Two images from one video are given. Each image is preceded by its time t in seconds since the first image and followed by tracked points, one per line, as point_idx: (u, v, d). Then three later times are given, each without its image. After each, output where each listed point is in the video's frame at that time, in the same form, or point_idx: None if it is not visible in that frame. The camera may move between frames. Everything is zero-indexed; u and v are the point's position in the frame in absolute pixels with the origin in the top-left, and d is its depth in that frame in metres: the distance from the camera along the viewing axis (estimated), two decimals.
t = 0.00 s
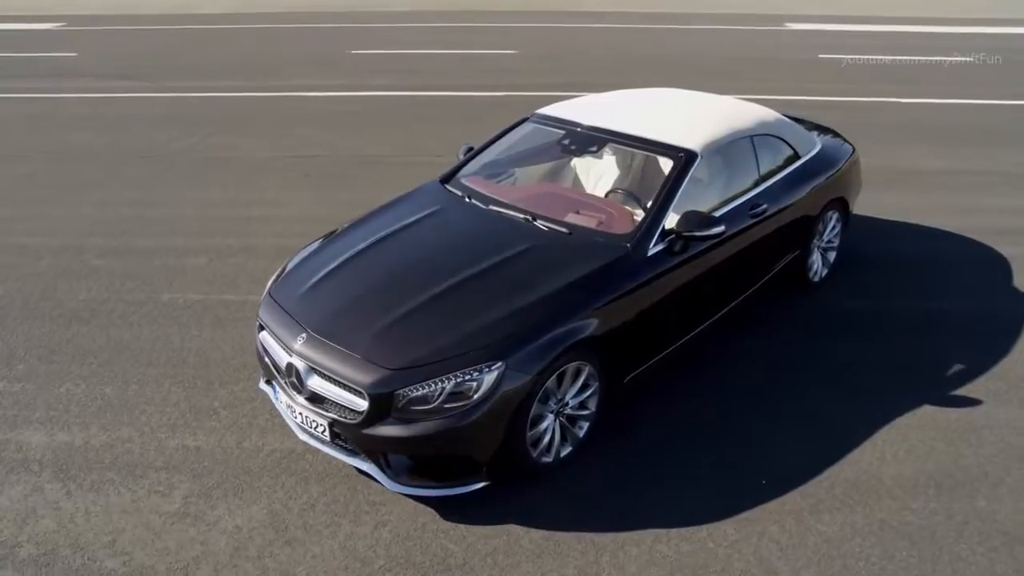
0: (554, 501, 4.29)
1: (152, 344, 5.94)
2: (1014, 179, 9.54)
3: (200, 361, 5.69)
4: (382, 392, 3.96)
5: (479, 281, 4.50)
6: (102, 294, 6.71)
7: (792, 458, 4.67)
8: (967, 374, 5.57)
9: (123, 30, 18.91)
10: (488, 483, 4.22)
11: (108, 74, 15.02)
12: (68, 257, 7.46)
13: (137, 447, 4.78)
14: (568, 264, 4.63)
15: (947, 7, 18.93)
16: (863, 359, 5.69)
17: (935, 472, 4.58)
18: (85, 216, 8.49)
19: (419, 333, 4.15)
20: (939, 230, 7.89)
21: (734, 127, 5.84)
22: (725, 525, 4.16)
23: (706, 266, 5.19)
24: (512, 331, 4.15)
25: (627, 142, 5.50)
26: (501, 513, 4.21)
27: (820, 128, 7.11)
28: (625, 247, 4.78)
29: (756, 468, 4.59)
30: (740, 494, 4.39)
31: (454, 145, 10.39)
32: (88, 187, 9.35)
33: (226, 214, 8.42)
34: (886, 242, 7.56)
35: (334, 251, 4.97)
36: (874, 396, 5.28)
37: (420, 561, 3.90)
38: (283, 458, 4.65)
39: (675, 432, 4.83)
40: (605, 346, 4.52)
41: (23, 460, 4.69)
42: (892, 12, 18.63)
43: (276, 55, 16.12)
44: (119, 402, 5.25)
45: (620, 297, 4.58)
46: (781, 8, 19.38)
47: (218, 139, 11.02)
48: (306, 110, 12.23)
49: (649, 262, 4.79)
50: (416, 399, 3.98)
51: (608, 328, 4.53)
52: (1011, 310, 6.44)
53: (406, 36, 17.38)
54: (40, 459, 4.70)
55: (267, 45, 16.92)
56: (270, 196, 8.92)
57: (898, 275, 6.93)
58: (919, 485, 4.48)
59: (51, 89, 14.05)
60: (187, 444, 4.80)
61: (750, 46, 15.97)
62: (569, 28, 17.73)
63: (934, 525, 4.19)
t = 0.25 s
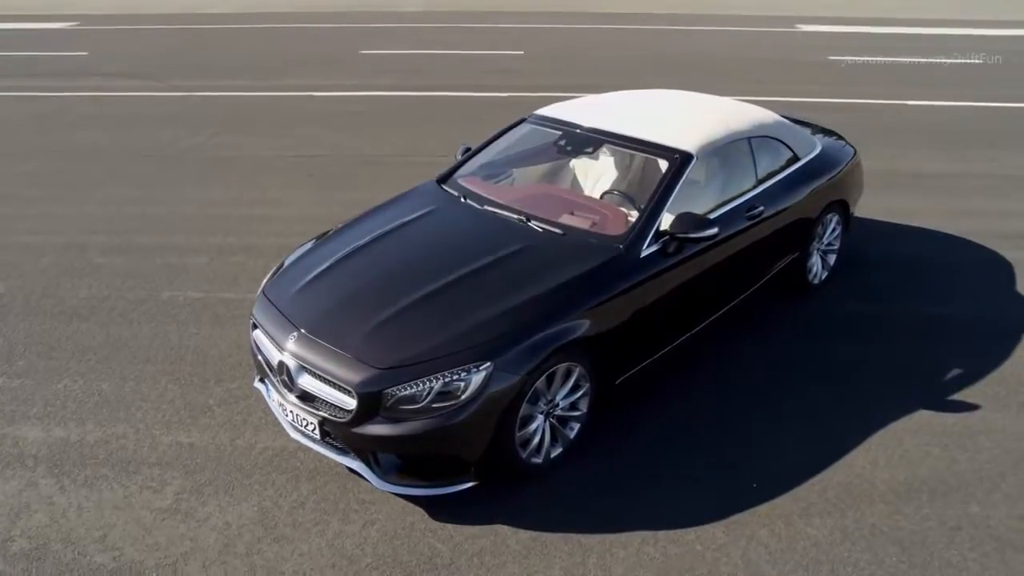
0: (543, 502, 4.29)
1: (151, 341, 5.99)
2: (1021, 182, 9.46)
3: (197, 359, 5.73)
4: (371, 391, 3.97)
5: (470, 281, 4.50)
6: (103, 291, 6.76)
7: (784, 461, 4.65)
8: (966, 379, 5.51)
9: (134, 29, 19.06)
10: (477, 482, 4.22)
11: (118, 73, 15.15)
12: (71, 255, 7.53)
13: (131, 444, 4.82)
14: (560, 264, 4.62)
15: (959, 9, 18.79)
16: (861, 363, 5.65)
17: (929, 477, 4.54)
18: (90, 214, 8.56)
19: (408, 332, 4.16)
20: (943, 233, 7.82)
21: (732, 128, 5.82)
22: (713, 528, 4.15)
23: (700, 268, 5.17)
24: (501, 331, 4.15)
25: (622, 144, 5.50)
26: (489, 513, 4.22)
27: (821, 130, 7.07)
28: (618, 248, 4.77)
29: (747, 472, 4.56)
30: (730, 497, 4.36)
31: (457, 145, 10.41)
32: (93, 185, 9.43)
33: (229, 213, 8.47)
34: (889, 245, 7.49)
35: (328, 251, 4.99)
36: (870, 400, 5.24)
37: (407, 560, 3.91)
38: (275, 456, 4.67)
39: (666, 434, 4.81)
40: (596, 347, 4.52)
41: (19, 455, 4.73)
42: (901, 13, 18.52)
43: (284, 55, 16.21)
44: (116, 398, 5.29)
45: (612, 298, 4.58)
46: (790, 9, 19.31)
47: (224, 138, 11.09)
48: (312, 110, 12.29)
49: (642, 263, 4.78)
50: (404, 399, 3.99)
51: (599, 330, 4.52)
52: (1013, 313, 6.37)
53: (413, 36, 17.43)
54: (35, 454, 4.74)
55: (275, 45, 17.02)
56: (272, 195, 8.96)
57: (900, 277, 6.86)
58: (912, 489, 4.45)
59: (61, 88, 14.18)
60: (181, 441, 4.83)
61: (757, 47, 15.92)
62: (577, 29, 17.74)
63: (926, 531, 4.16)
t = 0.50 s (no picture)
0: (532, 503, 4.29)
1: (148, 339, 6.02)
2: None
3: (194, 357, 5.75)
4: (359, 390, 3.98)
5: (462, 280, 4.51)
6: (104, 289, 6.81)
7: (777, 466, 4.61)
8: (964, 383, 5.47)
9: (145, 29, 19.19)
10: (466, 482, 4.22)
11: (127, 73, 15.26)
12: (73, 252, 7.58)
13: (125, 440, 4.85)
14: (552, 264, 4.62)
15: (970, 13, 18.67)
16: (857, 367, 5.61)
17: (922, 482, 4.51)
18: (94, 212, 8.62)
19: (398, 331, 4.17)
20: (946, 238, 7.77)
21: (729, 130, 5.80)
22: (702, 531, 4.13)
23: (694, 270, 5.16)
24: (490, 331, 4.15)
25: (618, 145, 5.49)
26: (477, 512, 4.22)
27: (822, 133, 7.04)
28: (610, 249, 4.76)
29: (739, 474, 4.54)
30: (721, 500, 4.34)
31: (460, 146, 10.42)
32: (97, 184, 9.49)
33: (231, 212, 8.52)
34: (890, 248, 7.45)
35: (322, 250, 5.01)
36: (865, 403, 5.22)
37: (394, 559, 3.91)
38: (267, 453, 4.69)
39: (658, 437, 4.80)
40: (587, 347, 4.51)
41: (14, 450, 4.77)
42: (911, 16, 18.43)
43: (292, 55, 16.28)
44: (111, 395, 5.33)
45: (604, 299, 4.57)
46: (798, 12, 19.24)
47: (229, 138, 11.15)
48: (317, 110, 12.34)
49: (634, 264, 4.77)
50: (393, 398, 3.99)
51: (590, 330, 4.51)
52: (1014, 319, 6.31)
53: (420, 37, 17.48)
54: (30, 449, 4.77)
55: (284, 46, 17.10)
56: (275, 194, 9.00)
57: (900, 282, 6.82)
58: (905, 494, 4.42)
59: (71, 87, 14.29)
60: (174, 438, 4.86)
61: (764, 49, 15.87)
62: (583, 31, 17.74)
63: (917, 536, 4.14)
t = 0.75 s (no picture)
0: (522, 504, 4.29)
1: (148, 337, 6.06)
2: None
3: (191, 355, 5.79)
4: (349, 388, 4.00)
5: (454, 280, 4.52)
6: (106, 287, 6.87)
7: (769, 468, 4.59)
8: (961, 387, 5.42)
9: (157, 31, 19.34)
10: (455, 481, 4.23)
11: (137, 74, 15.39)
12: (77, 251, 7.65)
13: (120, 437, 4.88)
14: (545, 264, 4.62)
15: (983, 16, 18.53)
16: (855, 370, 5.58)
17: (916, 486, 4.47)
18: (99, 211, 8.70)
19: (389, 330, 4.18)
20: (949, 241, 7.70)
21: (726, 132, 5.79)
22: (691, 532, 4.11)
23: (689, 271, 5.15)
24: (481, 330, 4.16)
25: (613, 146, 5.49)
26: (467, 511, 4.23)
27: (823, 135, 7.01)
28: (603, 250, 4.76)
29: (730, 477, 4.52)
30: (711, 502, 4.32)
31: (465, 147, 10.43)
32: (104, 183, 9.58)
33: (234, 212, 8.57)
34: (892, 251, 7.40)
35: (317, 249, 5.04)
36: (860, 407, 5.19)
37: (382, 557, 3.92)
38: (260, 451, 4.71)
39: (650, 439, 4.79)
40: (579, 348, 4.51)
41: (11, 446, 4.81)
42: (922, 19, 18.30)
43: (301, 56, 16.36)
44: (109, 392, 5.37)
45: (596, 299, 4.57)
46: (808, 15, 19.15)
47: (235, 138, 11.21)
48: (324, 112, 12.40)
49: (628, 265, 4.77)
50: (382, 396, 4.00)
51: (583, 331, 4.51)
52: (1016, 323, 6.25)
53: (428, 39, 17.53)
54: (27, 445, 4.82)
55: (293, 47, 17.19)
56: (279, 195, 9.04)
57: (900, 285, 6.77)
58: (898, 498, 4.38)
59: (81, 88, 14.43)
60: (169, 435, 4.89)
61: (772, 52, 15.81)
62: (591, 33, 17.74)
63: (909, 540, 4.10)
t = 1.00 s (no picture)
0: (510, 503, 4.30)
1: (147, 335, 6.11)
2: None
3: (189, 353, 5.84)
4: (337, 387, 4.02)
5: (445, 280, 4.54)
6: (108, 286, 6.94)
7: (760, 471, 4.58)
8: (958, 392, 5.39)
9: (170, 32, 19.51)
10: (444, 481, 4.25)
11: (147, 75, 15.53)
12: (82, 250, 7.73)
13: (116, 433, 4.93)
14: (536, 265, 4.64)
15: (995, 20, 18.38)
16: (851, 374, 5.55)
17: (908, 492, 4.44)
18: (104, 210, 8.78)
19: (379, 329, 4.21)
20: (952, 245, 7.66)
21: (723, 134, 5.78)
22: (679, 535, 4.10)
23: (683, 273, 5.15)
24: (470, 331, 4.18)
25: (609, 148, 5.50)
26: (455, 511, 4.24)
27: (823, 138, 6.98)
28: (595, 252, 4.77)
29: (721, 479, 4.51)
30: (700, 504, 4.32)
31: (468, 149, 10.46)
32: (110, 183, 9.67)
33: (238, 212, 8.63)
34: (893, 256, 7.36)
35: (312, 249, 5.07)
36: (855, 411, 5.16)
37: (369, 555, 3.94)
38: (252, 449, 4.75)
39: (642, 441, 4.78)
40: (569, 350, 4.52)
41: (9, 441, 4.87)
42: (932, 23, 18.19)
43: (310, 58, 16.46)
44: (107, 389, 5.42)
45: (588, 301, 4.57)
46: (818, 18, 19.08)
47: (241, 139, 11.30)
48: (330, 113, 12.46)
49: (620, 267, 4.77)
50: (371, 395, 4.02)
51: (574, 332, 4.52)
52: (1015, 327, 6.21)
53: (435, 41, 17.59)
54: (24, 440, 4.87)
55: (303, 49, 17.29)
56: (282, 195, 9.10)
57: (900, 289, 6.74)
58: (889, 503, 4.36)
59: (92, 89, 14.58)
60: (164, 431, 4.93)
61: (780, 56, 15.76)
62: (599, 36, 17.75)
63: (898, 545, 4.08)
